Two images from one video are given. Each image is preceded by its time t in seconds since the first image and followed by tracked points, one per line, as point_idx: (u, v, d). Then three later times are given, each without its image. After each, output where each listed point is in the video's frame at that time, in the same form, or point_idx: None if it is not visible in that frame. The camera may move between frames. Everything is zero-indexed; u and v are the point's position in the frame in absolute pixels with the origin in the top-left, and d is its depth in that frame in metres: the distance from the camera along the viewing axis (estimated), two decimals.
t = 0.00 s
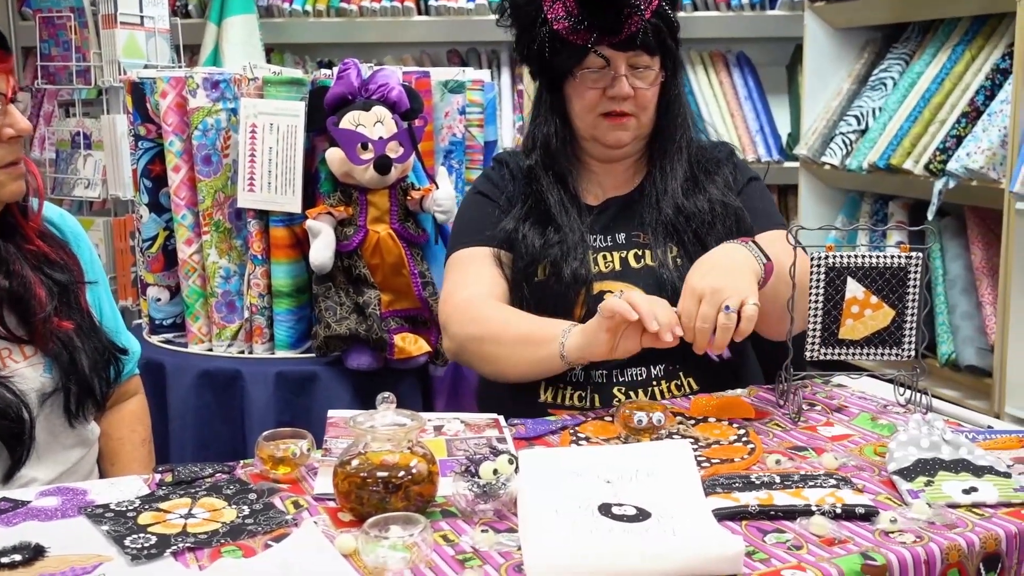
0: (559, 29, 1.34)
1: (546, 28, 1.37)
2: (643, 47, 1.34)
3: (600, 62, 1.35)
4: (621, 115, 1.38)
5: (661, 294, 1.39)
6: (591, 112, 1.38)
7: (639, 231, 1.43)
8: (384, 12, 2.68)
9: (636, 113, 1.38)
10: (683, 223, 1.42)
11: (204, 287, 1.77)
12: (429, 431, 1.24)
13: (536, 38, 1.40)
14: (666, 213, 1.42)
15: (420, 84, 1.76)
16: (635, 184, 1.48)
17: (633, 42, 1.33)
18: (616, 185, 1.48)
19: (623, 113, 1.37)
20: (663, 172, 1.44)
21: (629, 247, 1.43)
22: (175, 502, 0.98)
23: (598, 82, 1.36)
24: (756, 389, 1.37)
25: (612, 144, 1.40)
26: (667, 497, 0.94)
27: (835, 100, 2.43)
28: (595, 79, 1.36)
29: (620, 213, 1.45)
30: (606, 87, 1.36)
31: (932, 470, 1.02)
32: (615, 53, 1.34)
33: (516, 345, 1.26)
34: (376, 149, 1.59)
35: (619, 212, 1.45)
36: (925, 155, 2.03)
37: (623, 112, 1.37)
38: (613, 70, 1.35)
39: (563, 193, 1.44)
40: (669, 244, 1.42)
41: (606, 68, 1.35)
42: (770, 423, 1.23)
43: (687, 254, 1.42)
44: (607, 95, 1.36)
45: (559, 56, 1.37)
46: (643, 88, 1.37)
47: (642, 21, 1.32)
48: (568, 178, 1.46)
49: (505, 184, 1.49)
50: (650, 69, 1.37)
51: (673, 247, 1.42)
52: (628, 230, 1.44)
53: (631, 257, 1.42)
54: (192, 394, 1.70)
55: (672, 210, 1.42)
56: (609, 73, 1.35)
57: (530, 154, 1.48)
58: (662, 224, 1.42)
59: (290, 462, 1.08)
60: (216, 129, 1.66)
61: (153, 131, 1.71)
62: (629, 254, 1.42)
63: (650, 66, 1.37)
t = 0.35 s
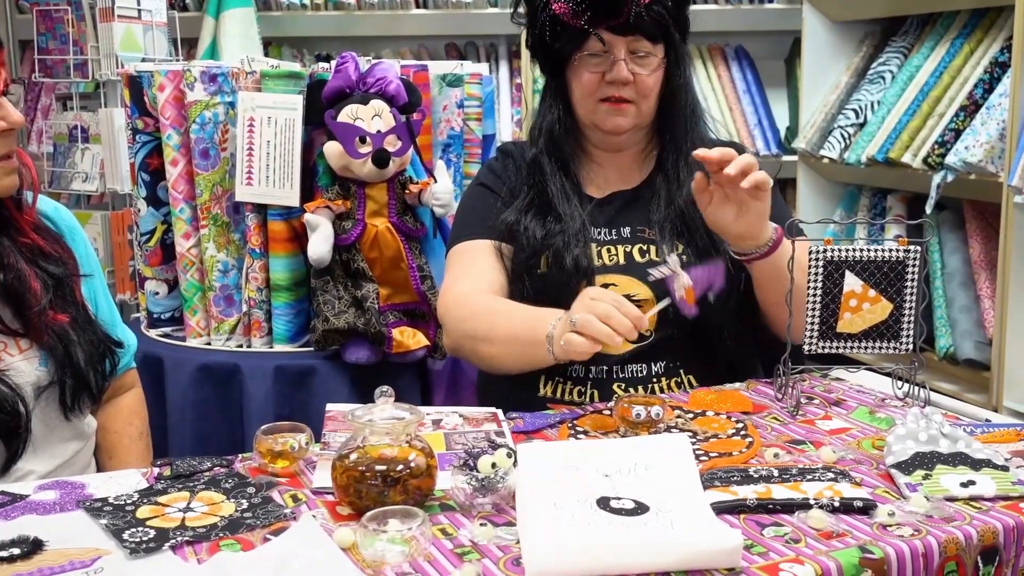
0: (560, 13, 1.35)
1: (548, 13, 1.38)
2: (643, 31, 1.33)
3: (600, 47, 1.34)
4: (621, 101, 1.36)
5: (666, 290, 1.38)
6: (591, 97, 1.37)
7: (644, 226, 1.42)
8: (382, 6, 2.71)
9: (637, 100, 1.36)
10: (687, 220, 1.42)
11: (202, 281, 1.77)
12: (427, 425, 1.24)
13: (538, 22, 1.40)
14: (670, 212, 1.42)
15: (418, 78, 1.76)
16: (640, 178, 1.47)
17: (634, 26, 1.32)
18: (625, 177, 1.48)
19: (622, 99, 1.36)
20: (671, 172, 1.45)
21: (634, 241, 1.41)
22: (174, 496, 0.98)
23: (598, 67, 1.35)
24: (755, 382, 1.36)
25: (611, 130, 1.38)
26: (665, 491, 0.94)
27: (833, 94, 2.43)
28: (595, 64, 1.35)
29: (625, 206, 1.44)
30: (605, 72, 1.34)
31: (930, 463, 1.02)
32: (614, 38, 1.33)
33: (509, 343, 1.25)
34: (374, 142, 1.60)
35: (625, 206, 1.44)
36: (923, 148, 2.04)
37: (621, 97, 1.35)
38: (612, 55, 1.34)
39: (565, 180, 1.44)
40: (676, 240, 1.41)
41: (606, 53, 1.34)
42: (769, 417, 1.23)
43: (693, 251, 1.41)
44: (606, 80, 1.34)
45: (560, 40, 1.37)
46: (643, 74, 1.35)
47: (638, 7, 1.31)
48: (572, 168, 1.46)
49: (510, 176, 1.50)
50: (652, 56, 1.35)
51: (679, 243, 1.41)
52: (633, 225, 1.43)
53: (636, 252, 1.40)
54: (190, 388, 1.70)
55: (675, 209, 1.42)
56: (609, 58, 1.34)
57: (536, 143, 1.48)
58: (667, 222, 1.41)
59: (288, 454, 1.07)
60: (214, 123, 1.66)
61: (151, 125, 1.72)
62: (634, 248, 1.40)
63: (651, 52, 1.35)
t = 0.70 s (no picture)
0: (552, 11, 1.34)
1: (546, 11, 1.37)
2: (633, 27, 1.32)
3: (593, 45, 1.33)
4: (618, 98, 1.34)
5: (681, 297, 1.36)
6: (588, 97, 1.35)
7: (658, 232, 1.40)
8: (381, 9, 2.69)
9: (633, 98, 1.34)
10: (702, 231, 1.43)
11: (202, 285, 1.77)
12: (426, 430, 1.23)
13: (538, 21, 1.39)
14: (685, 221, 1.42)
15: (417, 82, 1.77)
16: (652, 184, 1.46)
17: (624, 21, 1.31)
18: (637, 181, 1.45)
19: (618, 97, 1.34)
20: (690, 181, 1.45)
21: (649, 247, 1.39)
22: (173, 500, 0.97)
23: (592, 66, 1.33)
24: (754, 387, 1.35)
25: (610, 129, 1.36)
26: (664, 496, 0.93)
27: (832, 97, 2.44)
28: (591, 62, 1.33)
29: (639, 210, 1.41)
30: (599, 70, 1.32)
31: (929, 468, 1.01)
32: (607, 35, 1.32)
33: (521, 296, 1.20)
34: (373, 146, 1.60)
35: (639, 209, 1.41)
36: (922, 152, 2.04)
37: (618, 95, 1.33)
38: (606, 51, 1.32)
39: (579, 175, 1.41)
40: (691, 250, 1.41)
41: (602, 49, 1.32)
42: (768, 422, 1.22)
43: (710, 259, 1.42)
44: (601, 78, 1.32)
45: (556, 38, 1.35)
46: (637, 71, 1.33)
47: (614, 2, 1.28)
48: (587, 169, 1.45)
49: (523, 171, 1.44)
50: (648, 53, 1.35)
51: (695, 251, 1.41)
52: (648, 230, 1.40)
53: (651, 257, 1.37)
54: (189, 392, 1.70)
55: (691, 216, 1.43)
56: (603, 54, 1.33)
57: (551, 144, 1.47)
58: (682, 230, 1.42)
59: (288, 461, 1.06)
60: (213, 127, 1.66)
61: (150, 129, 1.71)
62: (650, 254, 1.38)
63: (646, 48, 1.34)
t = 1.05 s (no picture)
0: (564, 57, 1.37)
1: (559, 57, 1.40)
2: (643, 70, 1.33)
3: (604, 89, 1.34)
4: (629, 141, 1.35)
5: (693, 339, 1.36)
6: (601, 138, 1.36)
7: (671, 274, 1.41)
8: (383, 51, 2.78)
9: (644, 140, 1.35)
10: (713, 273, 1.43)
11: (202, 325, 1.78)
12: (426, 471, 1.16)
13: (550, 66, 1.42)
14: (697, 264, 1.43)
15: (419, 123, 1.79)
16: (664, 226, 1.46)
17: (632, 66, 1.32)
18: (649, 224, 1.46)
19: (630, 139, 1.35)
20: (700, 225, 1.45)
21: (662, 288, 1.39)
22: (172, 541, 0.90)
23: (603, 109, 1.35)
24: (755, 427, 1.35)
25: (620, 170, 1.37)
26: (664, 535, 0.91)
27: (831, 138, 2.48)
28: (601, 105, 1.35)
29: (652, 252, 1.42)
30: (609, 113, 1.34)
31: (931, 509, 0.99)
32: (617, 79, 1.34)
33: (530, 343, 1.21)
34: (374, 188, 1.61)
35: (651, 251, 1.42)
36: (921, 193, 2.06)
37: (629, 137, 1.35)
38: (615, 95, 1.34)
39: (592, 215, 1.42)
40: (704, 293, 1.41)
41: (612, 93, 1.34)
42: (769, 462, 1.20)
43: (722, 302, 1.41)
44: (611, 120, 1.34)
45: (568, 83, 1.38)
46: (648, 112, 1.35)
47: (620, 44, 1.29)
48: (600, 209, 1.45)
49: (538, 214, 1.45)
50: (657, 94, 1.36)
51: (708, 294, 1.41)
52: (660, 271, 1.41)
53: (664, 299, 1.38)
54: (189, 433, 1.71)
55: (702, 260, 1.44)
56: (613, 97, 1.34)
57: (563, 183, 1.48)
58: (694, 273, 1.42)
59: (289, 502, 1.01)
60: (216, 168, 1.68)
61: (152, 170, 1.73)
62: (662, 295, 1.38)
63: (655, 90, 1.35)
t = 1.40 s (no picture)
0: (567, 68, 1.38)
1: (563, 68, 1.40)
2: (647, 77, 1.34)
3: (608, 99, 1.35)
4: (634, 148, 1.35)
5: (695, 354, 1.36)
6: (605, 147, 1.36)
7: (674, 288, 1.41)
8: (383, 64, 2.78)
9: (649, 146, 1.35)
10: (716, 286, 1.43)
11: (202, 338, 1.78)
12: (425, 483, 1.16)
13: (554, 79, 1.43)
14: (700, 275, 1.42)
15: (418, 136, 1.80)
16: (668, 240, 1.47)
17: (635, 74, 1.33)
18: (652, 237, 1.46)
19: (634, 147, 1.35)
20: (702, 237, 1.45)
21: (665, 302, 1.39)
22: (171, 554, 0.89)
23: (606, 118, 1.35)
24: (755, 439, 1.35)
25: (626, 179, 1.36)
26: (663, 549, 0.90)
27: (829, 151, 2.48)
28: (605, 114, 1.35)
29: (655, 266, 1.42)
30: (613, 121, 1.35)
31: (931, 522, 0.98)
32: (620, 87, 1.34)
33: (532, 358, 1.22)
34: (374, 201, 1.62)
35: (654, 265, 1.42)
36: (920, 206, 2.07)
37: (634, 144, 1.35)
38: (620, 103, 1.35)
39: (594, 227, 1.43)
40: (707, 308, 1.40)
41: (615, 102, 1.35)
42: (769, 475, 1.20)
43: (725, 316, 1.41)
44: (615, 128, 1.34)
45: (571, 94, 1.38)
46: (653, 120, 1.35)
47: (622, 47, 1.30)
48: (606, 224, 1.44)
49: (540, 227, 1.45)
50: (661, 102, 1.36)
51: (710, 308, 1.41)
52: (663, 285, 1.41)
53: (667, 313, 1.38)
54: (188, 446, 1.70)
55: (705, 271, 1.43)
56: (617, 106, 1.35)
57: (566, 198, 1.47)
58: (698, 287, 1.41)
59: (287, 514, 1.01)
60: (216, 180, 1.69)
61: (152, 182, 1.74)
62: (665, 309, 1.38)
63: (659, 97, 1.36)
